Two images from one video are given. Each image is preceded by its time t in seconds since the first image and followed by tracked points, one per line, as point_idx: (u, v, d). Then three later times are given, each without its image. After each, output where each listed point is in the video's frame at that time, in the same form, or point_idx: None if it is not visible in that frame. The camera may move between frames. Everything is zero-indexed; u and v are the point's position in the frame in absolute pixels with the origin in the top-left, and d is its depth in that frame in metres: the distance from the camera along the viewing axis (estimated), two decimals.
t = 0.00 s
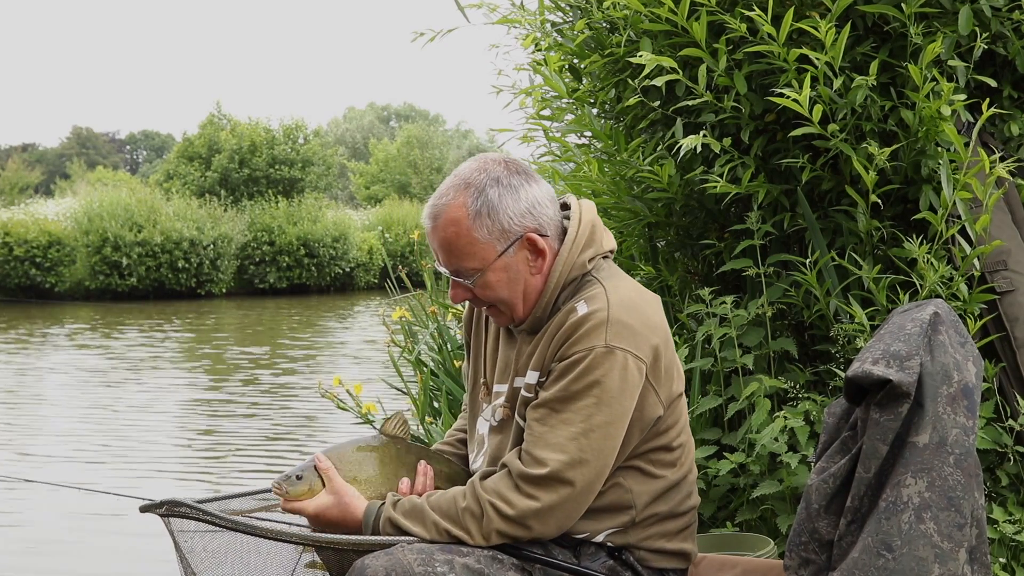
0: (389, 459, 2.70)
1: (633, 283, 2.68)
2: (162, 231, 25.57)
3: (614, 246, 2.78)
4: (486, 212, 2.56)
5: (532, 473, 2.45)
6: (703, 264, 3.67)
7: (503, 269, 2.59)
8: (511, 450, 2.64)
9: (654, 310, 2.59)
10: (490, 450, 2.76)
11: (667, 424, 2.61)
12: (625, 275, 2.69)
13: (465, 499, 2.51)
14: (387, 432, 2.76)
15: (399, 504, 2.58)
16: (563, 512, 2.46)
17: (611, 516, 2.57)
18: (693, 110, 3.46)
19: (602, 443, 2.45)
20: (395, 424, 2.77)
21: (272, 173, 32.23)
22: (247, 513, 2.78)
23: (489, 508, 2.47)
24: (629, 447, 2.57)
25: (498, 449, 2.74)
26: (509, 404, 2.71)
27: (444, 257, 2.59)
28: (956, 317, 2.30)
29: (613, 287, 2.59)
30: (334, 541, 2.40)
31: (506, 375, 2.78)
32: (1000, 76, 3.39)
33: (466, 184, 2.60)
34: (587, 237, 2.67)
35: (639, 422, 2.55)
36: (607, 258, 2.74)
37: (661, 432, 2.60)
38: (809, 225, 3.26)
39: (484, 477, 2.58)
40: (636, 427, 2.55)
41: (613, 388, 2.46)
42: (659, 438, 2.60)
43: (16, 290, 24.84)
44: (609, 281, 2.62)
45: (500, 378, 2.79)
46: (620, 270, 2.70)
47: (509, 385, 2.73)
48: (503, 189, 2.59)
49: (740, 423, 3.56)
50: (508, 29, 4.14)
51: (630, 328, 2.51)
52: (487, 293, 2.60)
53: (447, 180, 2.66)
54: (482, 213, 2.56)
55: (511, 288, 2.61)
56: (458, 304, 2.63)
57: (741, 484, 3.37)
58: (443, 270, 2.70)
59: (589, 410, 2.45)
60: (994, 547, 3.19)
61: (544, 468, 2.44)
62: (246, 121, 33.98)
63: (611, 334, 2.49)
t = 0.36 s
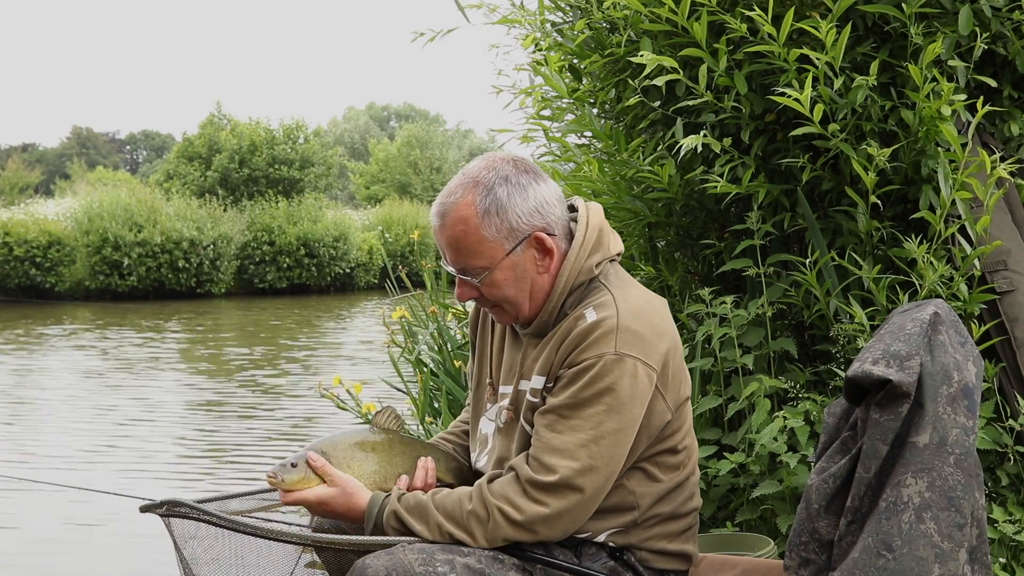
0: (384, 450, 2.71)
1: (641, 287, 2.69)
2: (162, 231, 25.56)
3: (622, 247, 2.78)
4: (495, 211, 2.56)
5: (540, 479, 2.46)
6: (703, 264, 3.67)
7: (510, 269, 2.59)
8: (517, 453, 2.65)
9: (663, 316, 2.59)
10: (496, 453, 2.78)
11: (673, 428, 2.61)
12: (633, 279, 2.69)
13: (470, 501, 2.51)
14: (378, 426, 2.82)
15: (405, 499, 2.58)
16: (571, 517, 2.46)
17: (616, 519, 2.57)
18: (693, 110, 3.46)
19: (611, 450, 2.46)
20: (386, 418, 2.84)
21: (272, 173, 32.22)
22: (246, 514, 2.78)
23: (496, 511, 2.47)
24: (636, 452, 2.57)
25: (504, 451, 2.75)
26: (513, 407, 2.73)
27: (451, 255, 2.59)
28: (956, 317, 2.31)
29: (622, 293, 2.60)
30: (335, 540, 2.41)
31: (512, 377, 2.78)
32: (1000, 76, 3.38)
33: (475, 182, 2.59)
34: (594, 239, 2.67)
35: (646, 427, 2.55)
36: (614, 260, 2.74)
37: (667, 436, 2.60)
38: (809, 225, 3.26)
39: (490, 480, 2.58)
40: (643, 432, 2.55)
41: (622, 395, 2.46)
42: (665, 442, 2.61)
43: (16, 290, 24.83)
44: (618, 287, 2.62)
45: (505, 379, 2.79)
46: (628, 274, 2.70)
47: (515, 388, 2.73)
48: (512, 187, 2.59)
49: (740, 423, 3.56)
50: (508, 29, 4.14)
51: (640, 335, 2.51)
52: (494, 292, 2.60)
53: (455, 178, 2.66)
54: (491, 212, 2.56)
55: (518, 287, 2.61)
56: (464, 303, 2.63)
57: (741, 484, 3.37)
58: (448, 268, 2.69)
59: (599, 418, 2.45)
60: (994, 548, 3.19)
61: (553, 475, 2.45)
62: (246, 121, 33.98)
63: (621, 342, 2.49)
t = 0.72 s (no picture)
0: (382, 437, 2.74)
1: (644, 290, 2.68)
2: (162, 231, 25.56)
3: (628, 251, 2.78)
4: (500, 215, 2.56)
5: (541, 481, 2.46)
6: (703, 264, 3.67)
7: (514, 272, 2.60)
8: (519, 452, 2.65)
9: (666, 320, 2.59)
10: (497, 455, 2.78)
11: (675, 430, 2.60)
12: (636, 283, 2.69)
13: (471, 498, 2.51)
14: (378, 412, 2.90)
15: (407, 491, 2.59)
16: (571, 519, 2.46)
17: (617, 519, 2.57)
18: (693, 110, 3.47)
19: (612, 453, 2.46)
20: (386, 405, 2.91)
21: (271, 173, 32.22)
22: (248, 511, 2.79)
23: (498, 510, 2.47)
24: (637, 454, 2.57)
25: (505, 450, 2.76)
26: (514, 407, 2.73)
27: (456, 257, 2.60)
28: (956, 317, 2.30)
29: (624, 297, 2.59)
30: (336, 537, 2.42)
31: (515, 376, 2.78)
32: (1000, 76, 3.38)
33: (482, 185, 2.60)
34: (599, 243, 2.66)
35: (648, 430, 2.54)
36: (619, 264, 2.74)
37: (670, 437, 2.60)
38: (809, 225, 3.26)
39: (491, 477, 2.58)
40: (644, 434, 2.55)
41: (623, 399, 2.46)
42: (667, 444, 2.60)
43: (16, 290, 24.84)
44: (620, 291, 2.61)
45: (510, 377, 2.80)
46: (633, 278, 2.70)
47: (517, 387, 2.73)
48: (519, 191, 2.60)
49: (741, 423, 3.56)
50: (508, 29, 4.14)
51: (642, 339, 2.51)
52: (497, 295, 2.61)
53: (462, 179, 2.66)
54: (497, 216, 2.56)
55: (521, 291, 2.62)
56: (467, 305, 2.64)
57: (741, 484, 3.37)
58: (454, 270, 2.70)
59: (599, 421, 2.45)
60: (994, 548, 3.19)
61: (554, 477, 2.45)
62: (246, 121, 33.98)
63: (623, 346, 2.49)
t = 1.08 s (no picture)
0: (377, 424, 2.74)
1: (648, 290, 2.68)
2: (162, 231, 25.55)
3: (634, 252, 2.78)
4: (511, 208, 2.57)
5: (536, 476, 2.47)
6: (703, 264, 3.67)
7: (522, 266, 2.60)
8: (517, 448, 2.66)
9: (668, 320, 2.58)
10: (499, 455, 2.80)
11: (676, 430, 2.60)
12: (641, 283, 2.68)
13: (465, 489, 2.52)
14: (377, 398, 2.91)
15: (401, 482, 2.59)
16: (566, 514, 2.47)
17: (615, 518, 2.57)
18: (693, 110, 3.47)
19: (609, 450, 2.46)
20: (385, 391, 2.90)
21: (271, 173, 32.21)
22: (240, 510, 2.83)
23: (492, 502, 2.48)
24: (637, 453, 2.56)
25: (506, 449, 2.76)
26: (517, 405, 2.75)
27: (465, 250, 2.59)
28: (956, 317, 2.30)
29: (626, 296, 2.59)
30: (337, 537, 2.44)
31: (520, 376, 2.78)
32: (1000, 76, 3.38)
33: (493, 179, 2.60)
34: (605, 241, 2.67)
35: (648, 428, 2.54)
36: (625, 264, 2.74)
37: (672, 437, 2.60)
38: (810, 225, 3.25)
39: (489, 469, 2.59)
40: (645, 432, 2.54)
41: (621, 396, 2.46)
42: (667, 445, 2.60)
43: (16, 290, 24.82)
44: (623, 290, 2.61)
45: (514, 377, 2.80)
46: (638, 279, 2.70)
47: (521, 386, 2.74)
48: (529, 185, 2.61)
49: (740, 423, 3.56)
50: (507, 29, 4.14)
51: (641, 338, 2.50)
52: (504, 289, 2.61)
53: (472, 173, 2.67)
54: (507, 208, 2.57)
55: (528, 285, 2.62)
56: (474, 298, 2.63)
57: (741, 484, 3.37)
58: (459, 263, 2.70)
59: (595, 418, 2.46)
60: (994, 548, 3.19)
61: (549, 472, 2.45)
62: (246, 121, 33.97)
63: (623, 344, 2.49)
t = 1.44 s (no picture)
0: (373, 413, 2.77)
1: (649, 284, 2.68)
2: (162, 231, 25.56)
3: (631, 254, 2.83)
4: (546, 173, 2.61)
5: (536, 465, 2.47)
6: (703, 264, 3.66)
7: (549, 233, 2.60)
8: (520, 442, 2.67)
9: (669, 313, 2.58)
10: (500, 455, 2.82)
11: (679, 427, 2.60)
12: (640, 280, 2.68)
13: (466, 481, 2.53)
14: (380, 386, 2.93)
15: (403, 472, 2.59)
16: (566, 505, 2.47)
17: (619, 515, 2.58)
18: (693, 110, 3.46)
19: (609, 439, 2.46)
20: (389, 379, 2.93)
21: (271, 173, 32.22)
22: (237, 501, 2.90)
23: (493, 494, 2.48)
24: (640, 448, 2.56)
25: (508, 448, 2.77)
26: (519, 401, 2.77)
27: (498, 208, 2.57)
28: (957, 316, 2.30)
29: (627, 289, 2.59)
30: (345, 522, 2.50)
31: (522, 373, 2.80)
32: (1000, 76, 3.38)
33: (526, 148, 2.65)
34: (615, 231, 2.73)
35: (650, 421, 2.54)
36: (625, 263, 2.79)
37: (676, 434, 2.60)
38: (810, 225, 3.25)
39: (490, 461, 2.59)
40: (648, 426, 2.54)
41: (621, 385, 2.46)
42: (670, 442, 2.60)
43: (16, 290, 24.82)
44: (625, 283, 2.62)
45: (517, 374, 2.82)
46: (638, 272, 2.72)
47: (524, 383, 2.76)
48: (558, 160, 2.66)
49: (740, 423, 3.55)
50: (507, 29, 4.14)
51: (642, 327, 2.50)
52: (530, 254, 2.58)
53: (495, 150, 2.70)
54: (543, 173, 2.61)
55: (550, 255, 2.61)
56: (497, 263, 2.58)
57: (741, 484, 3.37)
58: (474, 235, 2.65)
59: (595, 407, 2.46)
60: (994, 548, 3.19)
61: (549, 461, 2.46)
62: (246, 121, 33.98)
63: (623, 334, 2.48)
